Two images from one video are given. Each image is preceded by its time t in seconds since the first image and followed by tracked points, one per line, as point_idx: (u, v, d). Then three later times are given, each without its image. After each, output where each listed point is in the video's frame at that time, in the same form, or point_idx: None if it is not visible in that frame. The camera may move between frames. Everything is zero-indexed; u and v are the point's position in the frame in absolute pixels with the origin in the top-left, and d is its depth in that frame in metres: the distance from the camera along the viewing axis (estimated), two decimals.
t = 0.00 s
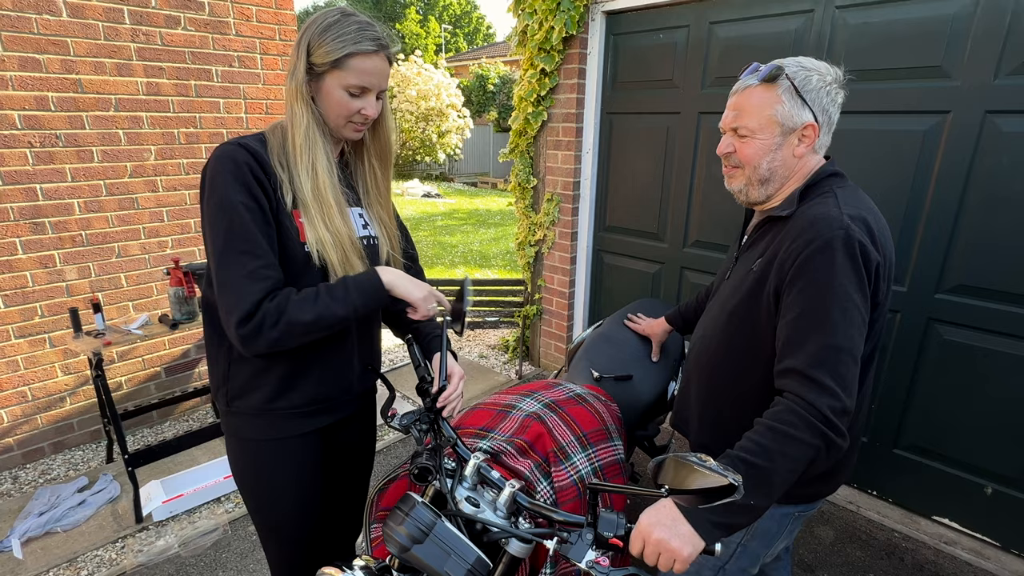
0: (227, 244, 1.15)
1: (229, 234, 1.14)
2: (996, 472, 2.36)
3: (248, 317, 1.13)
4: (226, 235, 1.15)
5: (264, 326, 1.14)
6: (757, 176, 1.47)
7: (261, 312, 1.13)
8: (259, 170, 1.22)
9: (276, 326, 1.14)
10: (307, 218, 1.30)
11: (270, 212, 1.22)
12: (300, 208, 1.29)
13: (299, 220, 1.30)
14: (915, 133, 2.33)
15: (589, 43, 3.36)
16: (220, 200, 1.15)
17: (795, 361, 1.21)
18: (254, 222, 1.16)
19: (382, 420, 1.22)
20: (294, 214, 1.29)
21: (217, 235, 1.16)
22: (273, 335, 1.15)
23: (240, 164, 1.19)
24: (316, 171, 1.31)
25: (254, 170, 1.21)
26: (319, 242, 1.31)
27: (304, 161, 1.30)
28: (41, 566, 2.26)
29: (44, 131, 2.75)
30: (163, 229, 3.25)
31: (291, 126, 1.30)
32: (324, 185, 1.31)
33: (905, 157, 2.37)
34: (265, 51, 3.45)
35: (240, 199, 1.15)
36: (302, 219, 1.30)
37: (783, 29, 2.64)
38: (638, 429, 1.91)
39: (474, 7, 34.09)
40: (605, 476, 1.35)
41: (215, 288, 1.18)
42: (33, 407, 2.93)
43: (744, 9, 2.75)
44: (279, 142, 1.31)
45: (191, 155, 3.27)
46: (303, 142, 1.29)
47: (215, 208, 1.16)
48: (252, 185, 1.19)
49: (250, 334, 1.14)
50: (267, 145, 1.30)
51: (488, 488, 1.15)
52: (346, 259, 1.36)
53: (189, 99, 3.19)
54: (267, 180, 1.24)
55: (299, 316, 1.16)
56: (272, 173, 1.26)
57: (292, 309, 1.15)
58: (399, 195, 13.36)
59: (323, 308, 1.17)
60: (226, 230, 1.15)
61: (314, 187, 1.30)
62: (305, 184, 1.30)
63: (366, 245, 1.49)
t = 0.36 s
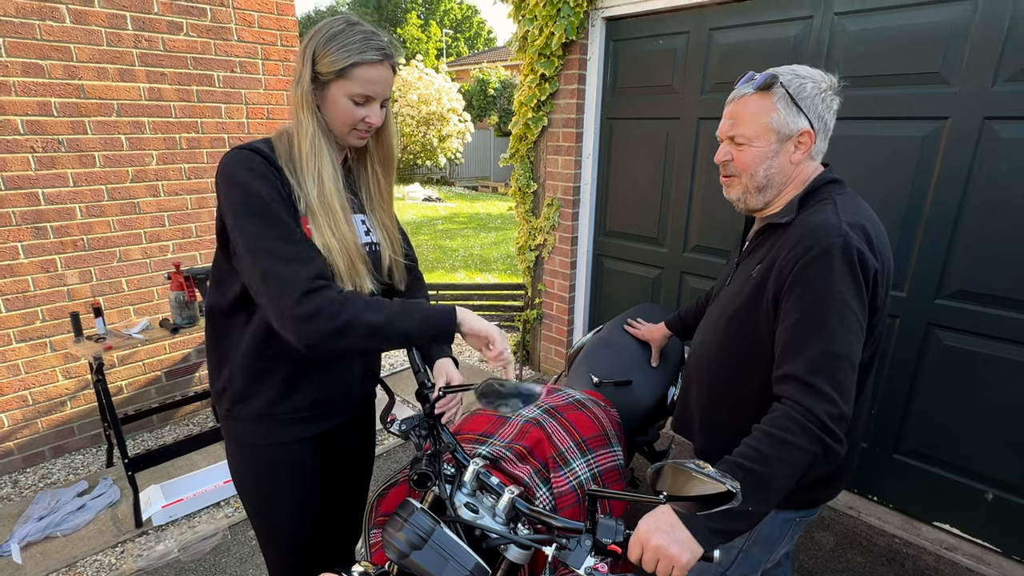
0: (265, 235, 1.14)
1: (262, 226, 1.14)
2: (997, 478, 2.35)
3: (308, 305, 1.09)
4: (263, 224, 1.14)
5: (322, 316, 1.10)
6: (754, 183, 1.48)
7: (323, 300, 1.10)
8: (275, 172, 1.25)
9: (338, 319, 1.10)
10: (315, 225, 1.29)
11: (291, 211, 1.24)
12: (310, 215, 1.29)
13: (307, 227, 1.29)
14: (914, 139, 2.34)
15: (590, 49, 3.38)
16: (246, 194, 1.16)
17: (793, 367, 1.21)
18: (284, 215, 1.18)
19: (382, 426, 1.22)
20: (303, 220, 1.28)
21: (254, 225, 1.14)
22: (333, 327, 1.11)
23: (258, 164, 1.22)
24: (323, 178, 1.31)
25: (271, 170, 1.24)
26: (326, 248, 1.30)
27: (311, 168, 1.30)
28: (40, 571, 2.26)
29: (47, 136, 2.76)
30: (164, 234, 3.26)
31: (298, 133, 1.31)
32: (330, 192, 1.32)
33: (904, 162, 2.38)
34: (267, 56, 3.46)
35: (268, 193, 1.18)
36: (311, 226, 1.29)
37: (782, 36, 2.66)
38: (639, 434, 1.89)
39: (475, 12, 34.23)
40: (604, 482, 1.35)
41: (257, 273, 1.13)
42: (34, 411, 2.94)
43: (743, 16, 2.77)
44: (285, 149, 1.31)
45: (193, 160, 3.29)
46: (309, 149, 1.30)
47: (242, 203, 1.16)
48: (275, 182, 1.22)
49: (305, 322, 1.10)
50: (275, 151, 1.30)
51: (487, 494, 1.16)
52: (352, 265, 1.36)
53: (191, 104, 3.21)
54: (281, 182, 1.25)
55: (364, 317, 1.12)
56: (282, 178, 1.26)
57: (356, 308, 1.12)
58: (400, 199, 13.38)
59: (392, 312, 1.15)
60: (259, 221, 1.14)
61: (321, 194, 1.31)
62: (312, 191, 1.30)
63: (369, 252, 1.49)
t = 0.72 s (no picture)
0: (225, 251, 1.16)
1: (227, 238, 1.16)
2: (995, 481, 2.36)
3: (233, 324, 1.12)
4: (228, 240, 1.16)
5: (243, 338, 1.12)
6: (752, 189, 1.49)
7: (243, 323, 1.12)
8: (272, 181, 1.25)
9: (255, 345, 1.11)
10: (314, 230, 1.30)
11: (279, 221, 1.24)
12: (307, 220, 1.30)
13: (306, 233, 1.30)
14: (911, 143, 2.35)
15: (588, 54, 3.39)
16: (224, 203, 1.18)
17: (790, 370, 1.22)
18: (262, 229, 1.18)
19: (381, 430, 1.22)
20: (302, 225, 1.30)
21: (220, 239, 1.17)
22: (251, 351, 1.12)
23: (251, 174, 1.22)
24: (324, 184, 1.32)
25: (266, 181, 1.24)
26: (325, 254, 1.31)
27: (312, 174, 1.31)
28: None
29: (46, 140, 2.76)
30: (163, 237, 3.26)
31: (299, 138, 1.31)
32: (331, 197, 1.32)
33: (901, 167, 2.39)
34: (266, 60, 3.47)
35: (245, 205, 1.17)
36: (309, 231, 1.30)
37: (779, 41, 2.67)
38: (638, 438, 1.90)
39: (474, 16, 34.34)
40: (604, 486, 1.35)
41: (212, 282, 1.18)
42: (31, 415, 2.93)
43: (740, 21, 2.78)
44: (287, 153, 1.31)
45: (192, 164, 3.29)
46: (311, 154, 1.31)
47: (221, 214, 1.18)
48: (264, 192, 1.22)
49: (230, 339, 1.14)
50: (275, 156, 1.30)
51: (486, 498, 1.16)
52: (351, 271, 1.37)
53: (190, 108, 3.21)
54: (276, 189, 1.25)
55: (285, 347, 1.11)
56: (280, 184, 1.27)
57: (277, 337, 1.12)
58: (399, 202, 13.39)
59: (312, 344, 1.12)
60: (228, 235, 1.16)
61: (321, 199, 1.31)
62: (312, 196, 1.30)
63: (370, 257, 1.49)
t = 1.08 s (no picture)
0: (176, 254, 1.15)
1: (184, 240, 1.15)
2: (995, 483, 2.36)
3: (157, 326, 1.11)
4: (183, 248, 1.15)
5: (167, 340, 1.09)
6: (751, 193, 1.50)
7: (163, 326, 1.09)
8: (255, 185, 1.25)
9: (175, 345, 1.08)
10: (309, 232, 1.31)
11: (258, 224, 1.24)
12: (300, 221, 1.31)
13: (301, 234, 1.31)
14: (909, 146, 2.36)
15: (587, 56, 3.40)
16: (193, 206, 1.18)
17: (790, 372, 1.22)
18: (228, 234, 1.17)
19: (381, 432, 1.22)
20: (295, 227, 1.31)
21: (175, 244, 1.17)
22: (174, 350, 1.10)
23: (226, 178, 1.20)
24: (319, 186, 1.32)
25: (248, 185, 1.23)
26: (319, 256, 1.32)
27: (307, 176, 1.31)
28: None
29: (45, 142, 2.76)
30: (162, 240, 3.26)
31: (295, 142, 1.32)
32: (326, 199, 1.33)
33: (899, 169, 2.40)
34: (266, 63, 3.48)
35: (213, 209, 1.16)
36: (304, 232, 1.31)
37: (778, 44, 2.68)
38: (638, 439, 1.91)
39: (472, 19, 34.43)
40: (604, 488, 1.35)
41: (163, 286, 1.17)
42: (30, 418, 2.92)
43: (739, 24, 2.79)
44: (282, 157, 1.32)
45: (191, 166, 3.29)
46: (306, 157, 1.31)
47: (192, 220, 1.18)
48: (245, 196, 1.21)
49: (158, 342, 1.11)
50: (269, 159, 1.32)
51: (487, 501, 1.16)
52: (347, 274, 1.37)
53: (189, 111, 3.21)
54: (263, 193, 1.26)
55: (203, 342, 1.08)
56: (272, 188, 1.27)
57: (195, 333, 1.09)
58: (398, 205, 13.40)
59: (232, 337, 1.09)
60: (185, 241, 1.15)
61: (316, 201, 1.32)
62: (307, 198, 1.31)
63: (369, 258, 1.50)
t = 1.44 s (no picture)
0: (199, 262, 1.17)
1: (204, 249, 1.17)
2: (994, 484, 2.36)
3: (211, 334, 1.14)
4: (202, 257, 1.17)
5: (221, 344, 1.14)
6: (750, 193, 1.49)
7: (218, 330, 1.13)
8: (251, 187, 1.25)
9: (234, 344, 1.13)
10: (303, 236, 1.31)
11: (260, 228, 1.25)
12: (295, 225, 1.31)
13: (296, 239, 1.32)
14: (907, 148, 2.36)
15: (586, 59, 3.41)
16: (201, 217, 1.19)
17: (791, 373, 1.22)
18: (237, 240, 1.18)
19: (379, 434, 1.22)
20: (290, 230, 1.31)
21: (194, 256, 1.18)
22: (232, 352, 1.14)
23: (223, 183, 1.21)
24: (314, 192, 1.32)
25: (246, 189, 1.23)
26: (316, 261, 1.32)
27: (302, 181, 1.31)
28: None
29: (44, 144, 2.76)
30: (161, 242, 3.25)
31: (288, 147, 1.31)
32: (321, 203, 1.32)
33: (897, 171, 2.40)
34: (264, 65, 3.48)
35: (222, 215, 1.18)
36: (298, 236, 1.31)
37: (775, 46, 2.69)
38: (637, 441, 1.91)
39: (471, 22, 34.51)
40: (603, 490, 1.35)
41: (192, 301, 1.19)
42: (27, 421, 2.91)
43: (737, 26, 2.80)
44: (275, 161, 1.32)
45: (190, 168, 3.29)
46: (300, 162, 1.31)
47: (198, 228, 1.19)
48: (244, 200, 1.22)
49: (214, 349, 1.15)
50: (263, 162, 1.31)
51: (485, 503, 1.16)
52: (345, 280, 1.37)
53: (188, 113, 3.21)
54: (260, 197, 1.26)
55: (258, 335, 1.14)
56: (268, 192, 1.27)
57: (250, 329, 1.14)
58: (397, 207, 13.40)
59: (282, 328, 1.15)
60: (203, 250, 1.17)
61: (311, 206, 1.31)
62: (304, 204, 1.31)
63: (364, 259, 1.50)
